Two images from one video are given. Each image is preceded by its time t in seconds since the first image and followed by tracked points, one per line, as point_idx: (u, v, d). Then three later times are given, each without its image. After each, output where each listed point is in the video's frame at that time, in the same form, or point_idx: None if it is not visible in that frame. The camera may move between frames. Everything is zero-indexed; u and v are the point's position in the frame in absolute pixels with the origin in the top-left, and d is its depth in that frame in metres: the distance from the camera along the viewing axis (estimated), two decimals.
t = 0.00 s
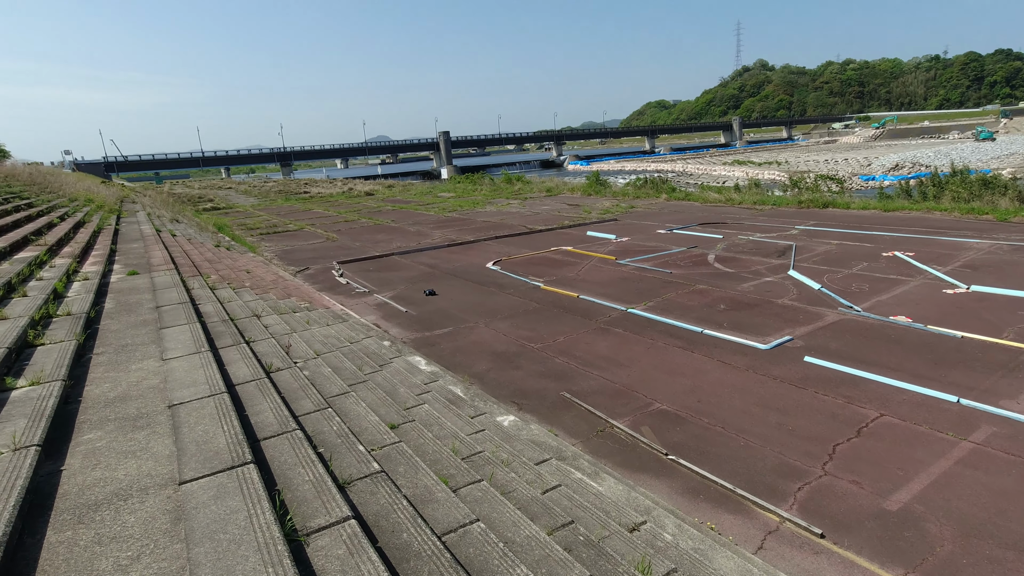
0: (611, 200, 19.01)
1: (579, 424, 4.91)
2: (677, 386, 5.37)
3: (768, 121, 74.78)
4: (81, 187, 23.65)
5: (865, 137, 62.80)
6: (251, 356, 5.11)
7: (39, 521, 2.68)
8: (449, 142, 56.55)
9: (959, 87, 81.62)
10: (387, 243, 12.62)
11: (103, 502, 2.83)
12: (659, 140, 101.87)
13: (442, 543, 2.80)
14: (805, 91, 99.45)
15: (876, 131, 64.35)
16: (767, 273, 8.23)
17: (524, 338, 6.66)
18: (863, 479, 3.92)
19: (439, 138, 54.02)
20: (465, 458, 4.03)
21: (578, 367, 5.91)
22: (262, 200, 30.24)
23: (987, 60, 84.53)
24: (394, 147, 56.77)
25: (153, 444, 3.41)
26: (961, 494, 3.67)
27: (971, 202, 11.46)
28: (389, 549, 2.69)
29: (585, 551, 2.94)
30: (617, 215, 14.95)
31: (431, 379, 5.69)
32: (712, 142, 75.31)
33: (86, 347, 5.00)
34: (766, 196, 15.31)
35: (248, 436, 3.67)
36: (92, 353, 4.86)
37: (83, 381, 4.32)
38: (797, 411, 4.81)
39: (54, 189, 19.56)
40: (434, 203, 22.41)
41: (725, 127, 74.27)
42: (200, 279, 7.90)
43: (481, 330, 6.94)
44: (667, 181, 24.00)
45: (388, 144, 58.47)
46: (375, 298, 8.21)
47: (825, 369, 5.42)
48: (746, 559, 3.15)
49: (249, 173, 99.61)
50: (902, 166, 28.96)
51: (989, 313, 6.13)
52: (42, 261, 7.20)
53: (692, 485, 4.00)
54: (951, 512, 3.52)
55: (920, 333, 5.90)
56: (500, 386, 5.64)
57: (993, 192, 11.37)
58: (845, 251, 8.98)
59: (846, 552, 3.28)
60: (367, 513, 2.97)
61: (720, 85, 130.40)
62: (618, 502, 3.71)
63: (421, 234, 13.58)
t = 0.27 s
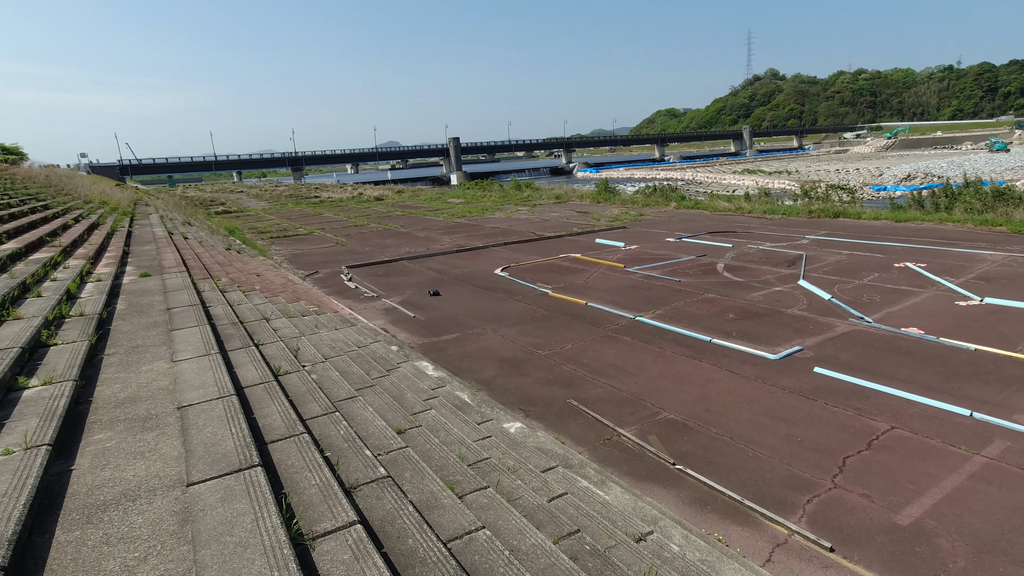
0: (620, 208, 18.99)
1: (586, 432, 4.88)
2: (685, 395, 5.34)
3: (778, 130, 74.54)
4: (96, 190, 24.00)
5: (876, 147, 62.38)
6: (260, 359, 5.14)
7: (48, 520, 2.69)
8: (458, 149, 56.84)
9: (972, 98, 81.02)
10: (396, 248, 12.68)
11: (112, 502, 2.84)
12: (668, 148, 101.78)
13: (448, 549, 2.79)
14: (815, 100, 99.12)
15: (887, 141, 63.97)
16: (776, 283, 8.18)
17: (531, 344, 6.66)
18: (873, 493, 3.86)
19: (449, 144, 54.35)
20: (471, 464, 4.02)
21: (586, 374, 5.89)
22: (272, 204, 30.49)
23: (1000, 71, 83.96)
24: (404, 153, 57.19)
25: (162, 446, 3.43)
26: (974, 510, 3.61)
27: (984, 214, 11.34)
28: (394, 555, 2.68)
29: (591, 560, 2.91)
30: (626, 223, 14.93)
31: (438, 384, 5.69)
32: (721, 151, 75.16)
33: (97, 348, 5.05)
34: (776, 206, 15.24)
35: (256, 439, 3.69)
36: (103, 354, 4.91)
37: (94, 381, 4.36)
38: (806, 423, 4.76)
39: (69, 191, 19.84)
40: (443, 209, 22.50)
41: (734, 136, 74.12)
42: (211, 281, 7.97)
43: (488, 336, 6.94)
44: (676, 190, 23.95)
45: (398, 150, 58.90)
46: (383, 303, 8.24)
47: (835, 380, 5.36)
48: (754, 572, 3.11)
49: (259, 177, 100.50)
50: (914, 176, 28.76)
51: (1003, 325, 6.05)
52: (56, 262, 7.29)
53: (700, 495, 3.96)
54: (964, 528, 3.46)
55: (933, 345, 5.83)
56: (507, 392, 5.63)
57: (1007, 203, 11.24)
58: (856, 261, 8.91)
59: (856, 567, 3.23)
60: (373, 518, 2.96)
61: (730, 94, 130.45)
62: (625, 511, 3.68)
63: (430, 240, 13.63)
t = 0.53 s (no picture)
0: (623, 215, 19.01)
1: (587, 439, 4.86)
2: (688, 403, 5.32)
3: (782, 139, 74.54)
4: (102, 191, 24.13)
5: (881, 157, 62.33)
6: (262, 362, 5.15)
7: (49, 521, 2.70)
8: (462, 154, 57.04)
9: (977, 108, 80.92)
10: (399, 253, 12.71)
11: (113, 504, 2.84)
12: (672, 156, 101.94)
13: (448, 556, 2.78)
14: (820, 110, 99.19)
15: (891, 150, 63.89)
16: (780, 291, 8.16)
17: (533, 350, 6.65)
18: (877, 504, 3.83)
19: (453, 149, 54.59)
20: (472, 470, 4.00)
21: (588, 381, 5.87)
22: (277, 207, 30.62)
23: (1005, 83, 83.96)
24: (409, 158, 57.39)
25: (164, 447, 3.43)
26: (978, 522, 3.58)
27: (989, 224, 11.30)
28: (394, 560, 2.67)
29: (591, 569, 2.89)
30: (629, 229, 14.94)
31: (440, 389, 5.68)
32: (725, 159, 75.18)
33: (101, 349, 5.07)
34: (780, 214, 15.22)
35: (257, 442, 3.69)
36: (107, 355, 4.93)
37: (97, 382, 4.37)
38: (809, 432, 4.73)
39: (75, 192, 19.98)
40: (447, 214, 22.55)
41: (738, 144, 74.19)
42: (215, 284, 8.00)
43: (490, 341, 6.93)
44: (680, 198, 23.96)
45: (402, 155, 59.11)
46: (386, 307, 8.25)
47: (838, 390, 5.34)
48: None
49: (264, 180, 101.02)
50: (919, 186, 28.70)
51: (1008, 337, 6.02)
52: (62, 263, 7.33)
53: (701, 504, 3.94)
54: (968, 541, 3.43)
55: (937, 356, 5.80)
56: (508, 398, 5.62)
57: (1012, 214, 11.20)
58: (860, 271, 8.88)
59: None
60: (373, 523, 2.95)
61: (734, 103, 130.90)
62: (625, 519, 3.66)
63: (433, 244, 13.65)
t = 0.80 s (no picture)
0: (621, 222, 19.08)
1: (583, 446, 4.86)
2: (684, 411, 5.32)
3: (779, 149, 75.05)
4: (100, 192, 24.11)
5: (878, 167, 62.76)
6: (258, 366, 5.14)
7: (40, 524, 2.68)
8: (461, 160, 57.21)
9: (973, 121, 81.64)
10: (397, 257, 12.72)
11: (105, 507, 2.83)
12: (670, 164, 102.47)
13: (441, 562, 2.77)
14: (817, 120, 99.90)
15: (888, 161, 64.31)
16: (776, 300, 8.19)
17: (530, 357, 6.65)
18: (871, 514, 3.83)
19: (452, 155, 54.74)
20: (467, 476, 3.99)
21: (584, 388, 5.87)
22: (275, 210, 30.63)
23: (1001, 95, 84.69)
24: (408, 163, 57.51)
25: (157, 451, 3.42)
26: (972, 533, 3.58)
27: (984, 236, 11.37)
28: (387, 566, 2.66)
29: None
30: (626, 237, 14.98)
31: (436, 395, 5.67)
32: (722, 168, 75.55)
33: (96, 351, 5.05)
34: (777, 223, 15.30)
35: (252, 446, 3.67)
36: (102, 357, 4.91)
37: (91, 384, 4.36)
38: (805, 441, 4.73)
39: (72, 193, 19.96)
40: (445, 219, 22.59)
41: (736, 153, 74.62)
42: (211, 286, 7.99)
43: (487, 347, 6.93)
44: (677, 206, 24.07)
45: (401, 160, 59.29)
46: (383, 311, 8.25)
47: (833, 399, 5.35)
48: None
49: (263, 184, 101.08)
50: (915, 197, 28.87)
51: (1002, 348, 6.05)
52: (58, 264, 7.31)
53: (696, 513, 3.94)
54: (962, 552, 3.43)
55: (932, 366, 5.82)
56: (504, 404, 5.61)
57: (1007, 226, 11.28)
58: (856, 281, 8.92)
59: None
60: (367, 529, 2.94)
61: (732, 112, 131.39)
62: (620, 527, 3.66)
63: (431, 250, 13.66)
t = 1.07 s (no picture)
0: (612, 230, 19.20)
1: (571, 453, 4.87)
2: (672, 419, 5.34)
3: (770, 159, 75.89)
4: (88, 194, 23.89)
5: (866, 179, 63.63)
6: (246, 370, 5.11)
7: (19, 528, 2.64)
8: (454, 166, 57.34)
9: (959, 134, 83.07)
10: (388, 263, 12.71)
11: (86, 512, 2.80)
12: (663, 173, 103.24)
13: (426, 569, 2.76)
14: (807, 131, 101.18)
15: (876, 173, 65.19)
16: (765, 309, 8.27)
17: (520, 364, 6.65)
18: (855, 522, 3.87)
19: (445, 161, 54.83)
20: (454, 483, 3.99)
21: (573, 395, 5.89)
22: (266, 214, 30.53)
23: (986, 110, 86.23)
24: (401, 168, 57.53)
25: (141, 455, 3.39)
26: (955, 542, 3.62)
27: (969, 247, 11.55)
28: (371, 572, 2.65)
29: None
30: (618, 245, 15.07)
31: (424, 401, 5.66)
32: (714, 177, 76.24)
33: (80, 354, 5.00)
34: (766, 233, 15.46)
35: (237, 451, 3.65)
36: (86, 360, 4.86)
37: (75, 388, 4.31)
38: (791, 450, 4.77)
39: (59, 195, 19.76)
40: (436, 225, 22.60)
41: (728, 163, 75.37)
42: (200, 290, 7.94)
43: (477, 354, 6.93)
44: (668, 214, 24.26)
45: (394, 165, 59.32)
46: (373, 317, 8.23)
47: (820, 408, 5.40)
48: None
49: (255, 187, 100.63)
50: (902, 208, 29.28)
51: (985, 358, 6.14)
52: (43, 266, 7.24)
53: (683, 520, 3.95)
54: (944, 560, 3.47)
55: (917, 375, 5.89)
56: (493, 411, 5.61)
57: (991, 238, 11.47)
58: (843, 290, 9.02)
59: None
60: (352, 535, 2.93)
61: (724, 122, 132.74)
62: (607, 534, 3.66)
63: (422, 255, 13.67)
